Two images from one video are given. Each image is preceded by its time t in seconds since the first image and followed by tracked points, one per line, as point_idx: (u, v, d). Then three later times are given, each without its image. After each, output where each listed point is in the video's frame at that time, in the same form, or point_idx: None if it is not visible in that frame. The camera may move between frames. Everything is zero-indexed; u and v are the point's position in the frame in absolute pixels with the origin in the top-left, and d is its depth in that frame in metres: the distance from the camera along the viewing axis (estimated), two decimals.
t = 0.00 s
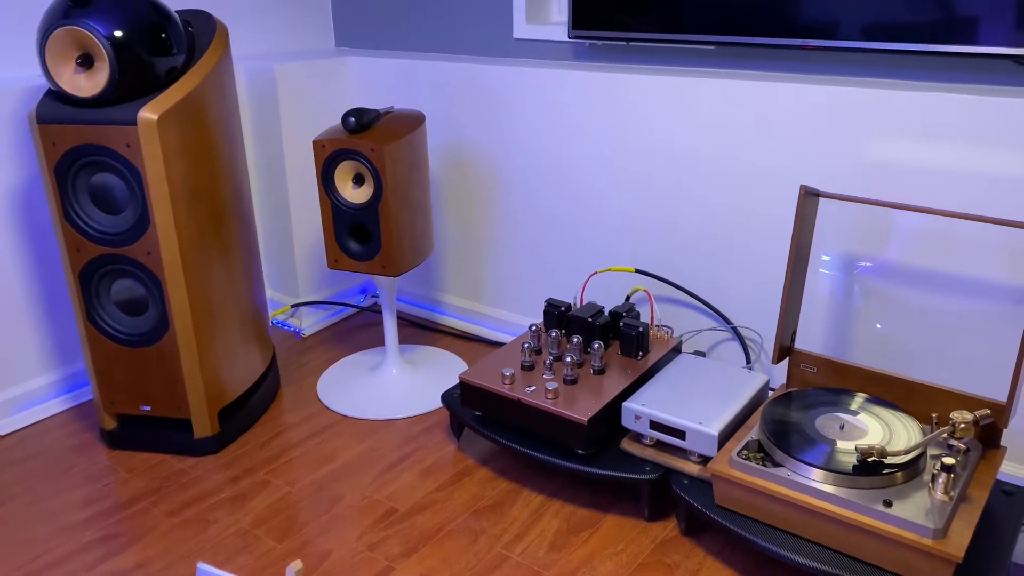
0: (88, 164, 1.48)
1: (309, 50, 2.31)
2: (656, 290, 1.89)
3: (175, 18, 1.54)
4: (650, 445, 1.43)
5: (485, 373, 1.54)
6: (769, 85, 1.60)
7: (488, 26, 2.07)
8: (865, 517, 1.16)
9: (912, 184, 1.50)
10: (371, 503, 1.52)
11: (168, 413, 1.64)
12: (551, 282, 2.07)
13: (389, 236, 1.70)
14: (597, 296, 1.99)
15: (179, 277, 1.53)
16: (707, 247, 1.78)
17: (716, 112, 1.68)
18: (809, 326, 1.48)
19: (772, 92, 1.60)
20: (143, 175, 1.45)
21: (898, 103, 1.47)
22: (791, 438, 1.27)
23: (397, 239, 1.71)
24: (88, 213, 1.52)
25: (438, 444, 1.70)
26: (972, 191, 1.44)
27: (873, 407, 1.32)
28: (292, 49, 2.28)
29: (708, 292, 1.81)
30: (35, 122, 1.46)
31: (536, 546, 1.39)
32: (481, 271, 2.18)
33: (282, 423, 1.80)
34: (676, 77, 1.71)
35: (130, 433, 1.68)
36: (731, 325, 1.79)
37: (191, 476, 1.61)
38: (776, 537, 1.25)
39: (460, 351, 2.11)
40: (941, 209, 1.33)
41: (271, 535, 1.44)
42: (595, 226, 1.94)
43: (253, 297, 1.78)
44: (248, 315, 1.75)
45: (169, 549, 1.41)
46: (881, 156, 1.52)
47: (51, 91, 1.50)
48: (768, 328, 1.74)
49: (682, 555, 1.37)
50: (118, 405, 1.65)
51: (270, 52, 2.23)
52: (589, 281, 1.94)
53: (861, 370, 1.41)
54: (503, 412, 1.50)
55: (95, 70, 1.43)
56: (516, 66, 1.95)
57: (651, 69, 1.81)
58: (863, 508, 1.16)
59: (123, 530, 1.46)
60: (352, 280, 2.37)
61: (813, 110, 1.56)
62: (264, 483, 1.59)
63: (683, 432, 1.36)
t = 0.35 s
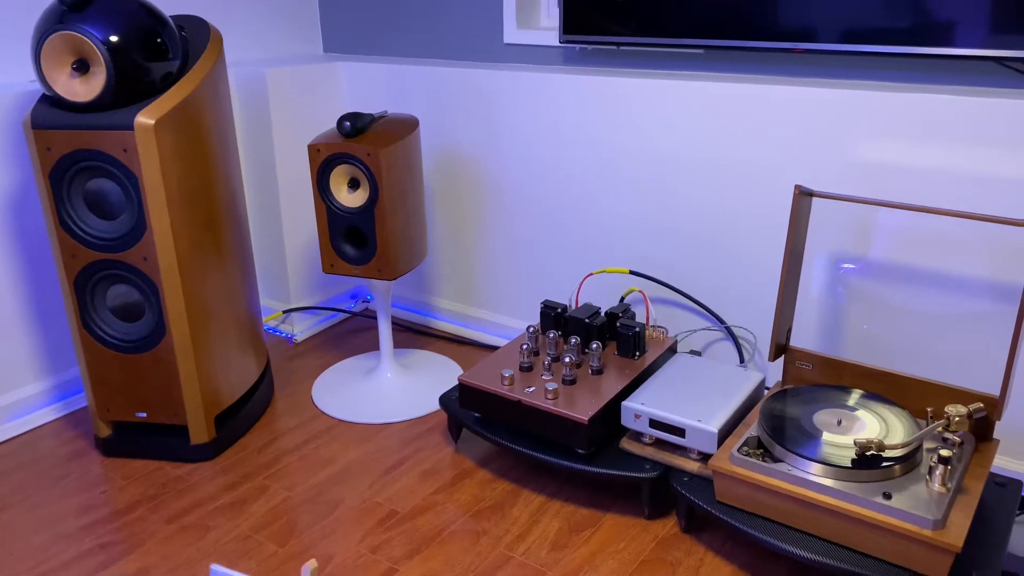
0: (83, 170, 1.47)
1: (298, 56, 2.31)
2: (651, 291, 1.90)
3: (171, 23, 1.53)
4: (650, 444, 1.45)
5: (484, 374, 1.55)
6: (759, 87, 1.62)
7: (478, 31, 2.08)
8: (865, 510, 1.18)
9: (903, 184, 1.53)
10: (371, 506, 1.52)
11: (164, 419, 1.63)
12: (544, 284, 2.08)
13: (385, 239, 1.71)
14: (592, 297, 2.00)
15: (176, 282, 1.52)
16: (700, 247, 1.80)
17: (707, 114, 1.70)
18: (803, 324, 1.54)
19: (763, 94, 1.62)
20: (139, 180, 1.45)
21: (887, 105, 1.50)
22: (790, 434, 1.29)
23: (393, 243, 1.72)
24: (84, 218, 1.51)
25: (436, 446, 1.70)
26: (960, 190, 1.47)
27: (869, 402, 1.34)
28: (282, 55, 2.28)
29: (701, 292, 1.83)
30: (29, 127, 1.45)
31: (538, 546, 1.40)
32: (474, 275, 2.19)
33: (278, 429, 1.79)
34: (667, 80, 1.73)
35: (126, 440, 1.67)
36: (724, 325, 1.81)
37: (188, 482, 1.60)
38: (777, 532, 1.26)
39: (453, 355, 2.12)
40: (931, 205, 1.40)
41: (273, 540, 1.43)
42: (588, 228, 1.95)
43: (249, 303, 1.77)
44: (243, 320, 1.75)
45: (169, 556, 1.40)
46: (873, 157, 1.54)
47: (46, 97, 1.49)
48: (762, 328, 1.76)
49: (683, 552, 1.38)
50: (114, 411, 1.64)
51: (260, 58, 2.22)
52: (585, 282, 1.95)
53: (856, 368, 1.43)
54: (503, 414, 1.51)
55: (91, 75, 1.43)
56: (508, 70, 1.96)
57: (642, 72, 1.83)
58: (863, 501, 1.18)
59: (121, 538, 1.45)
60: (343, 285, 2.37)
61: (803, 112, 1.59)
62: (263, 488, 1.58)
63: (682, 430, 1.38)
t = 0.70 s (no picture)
0: (79, 173, 1.47)
1: (284, 59, 2.31)
2: (643, 287, 1.92)
3: (165, 26, 1.53)
4: (649, 436, 1.47)
5: (482, 371, 1.56)
6: (746, 84, 1.65)
7: (465, 32, 2.09)
8: (862, 493, 1.21)
9: (889, 178, 1.56)
10: (374, 504, 1.53)
11: (161, 423, 1.62)
12: (534, 283, 2.09)
13: (380, 240, 1.72)
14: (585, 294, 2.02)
15: (173, 284, 1.52)
16: (690, 243, 1.82)
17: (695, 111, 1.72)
18: (793, 317, 1.62)
19: (751, 92, 1.65)
20: (137, 184, 1.45)
21: (872, 100, 1.53)
22: (786, 422, 1.33)
23: (388, 243, 1.73)
24: (79, 221, 1.51)
25: (434, 444, 1.71)
26: (945, 182, 1.51)
27: (863, 391, 1.37)
28: (268, 58, 2.28)
29: (691, 287, 1.85)
30: (23, 131, 1.45)
31: (541, 539, 1.42)
32: (464, 274, 2.20)
33: (274, 430, 1.79)
34: (656, 79, 1.76)
35: (122, 444, 1.66)
36: (715, 319, 1.84)
37: (187, 485, 1.60)
38: (776, 518, 1.30)
39: (445, 355, 2.13)
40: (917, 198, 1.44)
41: (276, 540, 1.44)
42: (578, 226, 1.97)
43: (243, 306, 1.77)
44: (238, 322, 1.75)
45: (173, 558, 1.40)
46: (859, 152, 1.58)
47: (39, 100, 1.48)
48: (752, 321, 1.79)
49: (683, 542, 1.41)
50: (110, 416, 1.63)
51: (246, 61, 2.22)
52: (579, 278, 1.96)
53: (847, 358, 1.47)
54: (502, 409, 1.53)
55: (86, 78, 1.43)
56: (497, 71, 1.97)
57: (629, 72, 1.86)
58: (860, 485, 1.21)
59: (123, 541, 1.44)
60: (332, 288, 2.39)
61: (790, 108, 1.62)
62: (263, 489, 1.58)
63: (681, 421, 1.41)
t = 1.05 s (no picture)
0: (74, 171, 1.46)
1: (266, 57, 2.30)
2: (638, 277, 1.94)
3: (157, 23, 1.53)
4: (648, 421, 1.50)
5: (482, 361, 1.58)
6: (733, 75, 1.69)
7: (450, 28, 2.10)
8: (861, 468, 1.25)
9: (874, 164, 1.61)
10: (378, 496, 1.54)
11: (160, 422, 1.62)
12: (524, 276, 2.11)
13: (374, 234, 1.73)
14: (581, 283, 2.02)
15: (171, 282, 1.52)
16: (679, 232, 1.85)
17: (683, 102, 1.75)
18: (783, 303, 1.70)
19: (737, 82, 1.68)
20: (133, 180, 1.44)
21: (856, 89, 1.57)
22: (784, 402, 1.36)
23: (382, 238, 1.74)
24: (74, 220, 1.50)
25: (433, 436, 1.73)
26: (928, 167, 1.55)
27: (856, 370, 1.41)
28: (251, 57, 2.27)
29: (682, 277, 1.88)
30: (17, 130, 1.43)
31: (546, 524, 1.44)
32: (453, 269, 2.22)
33: (271, 427, 1.79)
34: (643, 72, 1.78)
35: (119, 445, 1.65)
36: (705, 306, 1.87)
37: (188, 483, 1.60)
38: (777, 495, 1.33)
39: (437, 349, 2.14)
40: (899, 181, 1.55)
41: (283, 534, 1.44)
42: (568, 218, 1.99)
43: (238, 304, 1.77)
44: (234, 320, 1.75)
45: (180, 555, 1.40)
46: (843, 140, 1.62)
47: (31, 98, 1.47)
48: (742, 308, 1.83)
49: (686, 522, 1.44)
50: (107, 416, 1.62)
51: (230, 59, 2.21)
52: (571, 270, 1.99)
53: (836, 339, 1.50)
54: (503, 398, 1.55)
55: (80, 76, 1.42)
56: (483, 66, 1.99)
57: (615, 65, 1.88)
58: (858, 460, 1.25)
59: (128, 540, 1.44)
60: (319, 285, 2.39)
61: (776, 98, 1.66)
62: (265, 485, 1.59)
63: (681, 405, 1.44)
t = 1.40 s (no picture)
0: (53, 167, 1.42)
1: (239, 49, 2.26)
2: (629, 263, 1.94)
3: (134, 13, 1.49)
4: (644, 403, 1.51)
5: (476, 349, 1.58)
6: (716, 58, 1.69)
7: (428, 16, 2.08)
8: (858, 442, 1.27)
9: (858, 143, 1.63)
10: (376, 488, 1.53)
11: (147, 421, 1.59)
12: (508, 265, 2.11)
13: (361, 226, 1.71)
14: (570, 269, 2.02)
15: (157, 279, 1.49)
16: (665, 217, 1.86)
17: (667, 87, 1.76)
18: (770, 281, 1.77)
19: (720, 66, 1.69)
20: (116, 175, 1.41)
21: (838, 70, 1.59)
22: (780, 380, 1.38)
23: (369, 229, 1.73)
24: (54, 217, 1.46)
25: (426, 427, 1.72)
26: (910, 146, 1.58)
27: (848, 347, 1.43)
28: (223, 49, 2.23)
29: (668, 261, 1.90)
30: None
31: (547, 510, 1.44)
32: (436, 260, 2.21)
33: (260, 424, 1.77)
34: (626, 57, 1.78)
35: (106, 446, 1.61)
36: (692, 289, 1.88)
37: (179, 483, 1.57)
38: (775, 472, 1.35)
39: (423, 341, 2.13)
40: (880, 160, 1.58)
41: (281, 529, 1.43)
42: (552, 205, 1.99)
43: (223, 299, 1.74)
44: (219, 316, 1.72)
45: (178, 554, 1.38)
46: (827, 121, 1.64)
47: (6, 92, 1.43)
48: (729, 290, 1.85)
49: (685, 503, 1.45)
50: (92, 417, 1.59)
51: (202, 51, 2.17)
52: (558, 257, 1.99)
53: (825, 317, 1.51)
54: (498, 386, 1.55)
55: (59, 69, 1.38)
56: (463, 54, 1.98)
57: (596, 51, 1.88)
58: (856, 435, 1.27)
59: (122, 542, 1.41)
60: (299, 280, 2.36)
61: (759, 81, 1.67)
62: (259, 481, 1.57)
63: (677, 386, 1.45)
